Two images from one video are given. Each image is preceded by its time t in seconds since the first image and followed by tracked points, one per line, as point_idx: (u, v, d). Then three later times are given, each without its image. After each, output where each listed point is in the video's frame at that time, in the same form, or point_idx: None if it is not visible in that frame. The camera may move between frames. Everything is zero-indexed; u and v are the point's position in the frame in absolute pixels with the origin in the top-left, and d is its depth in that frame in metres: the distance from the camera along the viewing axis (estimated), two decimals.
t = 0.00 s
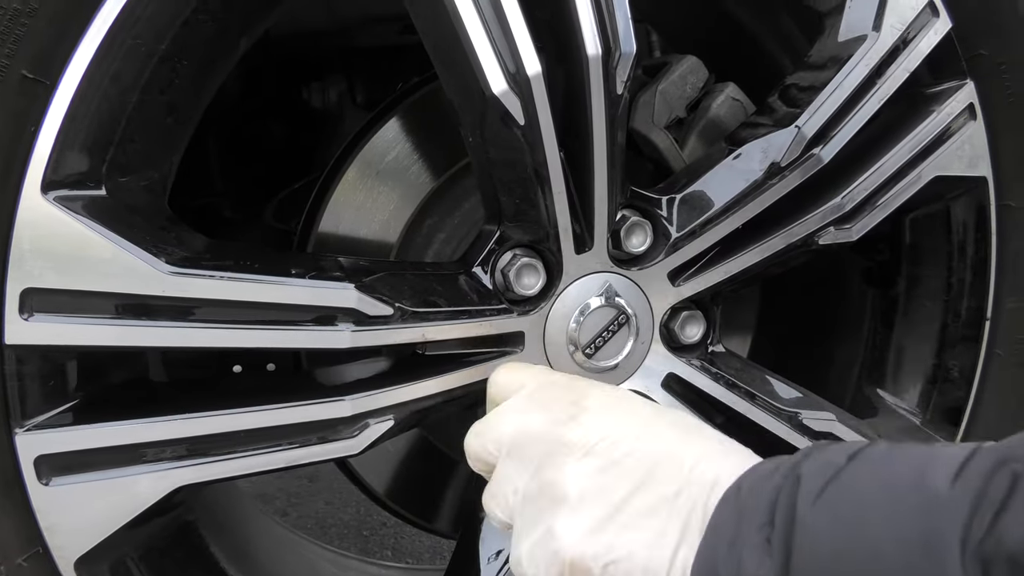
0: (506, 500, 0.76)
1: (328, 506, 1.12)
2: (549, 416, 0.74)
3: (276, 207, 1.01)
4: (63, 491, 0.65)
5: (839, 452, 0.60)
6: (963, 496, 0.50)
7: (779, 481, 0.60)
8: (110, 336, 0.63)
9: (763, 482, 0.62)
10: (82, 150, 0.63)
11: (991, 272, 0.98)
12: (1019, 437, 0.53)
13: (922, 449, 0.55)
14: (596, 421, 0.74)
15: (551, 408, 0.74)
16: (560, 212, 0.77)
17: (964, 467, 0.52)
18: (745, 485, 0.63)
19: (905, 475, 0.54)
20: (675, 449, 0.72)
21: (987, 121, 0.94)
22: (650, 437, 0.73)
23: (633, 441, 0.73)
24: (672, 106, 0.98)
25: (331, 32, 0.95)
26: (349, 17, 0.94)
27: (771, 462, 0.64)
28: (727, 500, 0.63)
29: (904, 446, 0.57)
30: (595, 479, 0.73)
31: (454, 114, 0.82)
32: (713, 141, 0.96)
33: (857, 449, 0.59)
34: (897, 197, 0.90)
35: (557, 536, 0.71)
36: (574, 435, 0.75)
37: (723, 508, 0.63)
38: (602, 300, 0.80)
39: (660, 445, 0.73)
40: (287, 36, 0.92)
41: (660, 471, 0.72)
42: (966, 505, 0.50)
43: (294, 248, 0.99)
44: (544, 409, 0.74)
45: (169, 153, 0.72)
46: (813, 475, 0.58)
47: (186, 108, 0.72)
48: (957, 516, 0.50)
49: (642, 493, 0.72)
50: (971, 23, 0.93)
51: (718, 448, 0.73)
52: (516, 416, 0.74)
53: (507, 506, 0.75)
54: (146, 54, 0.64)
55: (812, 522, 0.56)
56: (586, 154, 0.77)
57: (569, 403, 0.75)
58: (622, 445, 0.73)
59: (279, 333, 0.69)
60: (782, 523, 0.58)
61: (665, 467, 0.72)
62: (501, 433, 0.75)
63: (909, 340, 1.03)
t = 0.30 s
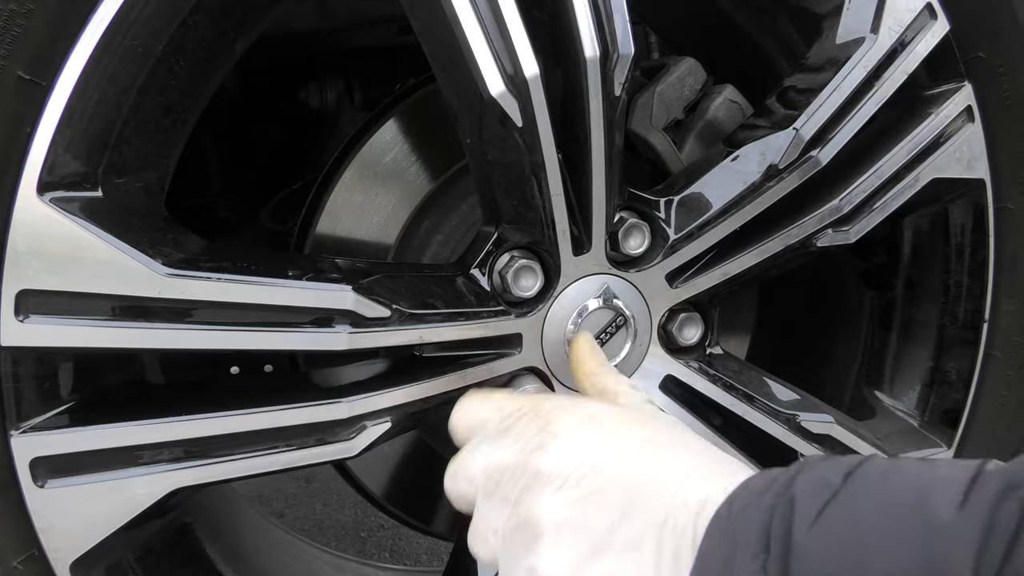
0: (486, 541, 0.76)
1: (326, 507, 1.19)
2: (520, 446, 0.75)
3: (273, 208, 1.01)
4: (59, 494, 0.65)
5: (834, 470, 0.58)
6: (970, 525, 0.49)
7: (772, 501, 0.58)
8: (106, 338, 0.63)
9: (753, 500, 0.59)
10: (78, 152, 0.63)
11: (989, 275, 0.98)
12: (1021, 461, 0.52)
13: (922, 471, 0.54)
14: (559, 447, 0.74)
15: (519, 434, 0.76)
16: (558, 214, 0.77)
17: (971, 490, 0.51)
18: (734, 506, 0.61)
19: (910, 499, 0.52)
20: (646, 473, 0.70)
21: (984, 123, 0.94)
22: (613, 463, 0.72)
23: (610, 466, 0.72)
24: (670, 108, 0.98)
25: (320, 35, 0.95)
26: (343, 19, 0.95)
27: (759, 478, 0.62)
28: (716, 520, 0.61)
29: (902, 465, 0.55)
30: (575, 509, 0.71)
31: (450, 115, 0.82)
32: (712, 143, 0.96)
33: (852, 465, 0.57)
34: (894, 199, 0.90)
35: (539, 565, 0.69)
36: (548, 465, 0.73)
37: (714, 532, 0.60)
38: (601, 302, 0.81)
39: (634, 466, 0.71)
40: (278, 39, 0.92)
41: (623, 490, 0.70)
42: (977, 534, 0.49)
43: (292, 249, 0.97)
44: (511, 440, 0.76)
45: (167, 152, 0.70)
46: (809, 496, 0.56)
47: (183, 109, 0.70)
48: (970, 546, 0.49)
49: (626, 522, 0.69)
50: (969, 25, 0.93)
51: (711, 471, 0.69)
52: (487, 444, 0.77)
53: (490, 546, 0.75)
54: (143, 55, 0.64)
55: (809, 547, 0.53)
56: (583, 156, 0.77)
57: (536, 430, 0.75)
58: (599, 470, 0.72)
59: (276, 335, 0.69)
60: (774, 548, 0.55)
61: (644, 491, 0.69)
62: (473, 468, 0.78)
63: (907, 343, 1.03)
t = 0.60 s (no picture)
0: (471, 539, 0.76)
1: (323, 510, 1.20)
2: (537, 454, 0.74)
3: (268, 209, 1.01)
4: (49, 497, 0.64)
5: (810, 439, 0.57)
6: (942, 495, 0.50)
7: (749, 473, 0.58)
8: (97, 340, 0.63)
9: (729, 470, 0.60)
10: (69, 152, 0.62)
11: (985, 275, 0.98)
12: (996, 426, 0.52)
13: (898, 437, 0.54)
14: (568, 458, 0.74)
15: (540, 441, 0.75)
16: (553, 215, 0.76)
17: (944, 460, 0.51)
18: (712, 476, 0.61)
19: (883, 466, 0.52)
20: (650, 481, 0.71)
21: (982, 124, 0.94)
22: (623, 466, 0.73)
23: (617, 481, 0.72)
24: (666, 108, 0.97)
25: (316, 36, 0.95)
26: (339, 21, 0.94)
27: (737, 448, 0.62)
28: (694, 493, 0.61)
29: (877, 430, 0.55)
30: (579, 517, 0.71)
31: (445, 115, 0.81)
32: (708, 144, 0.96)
33: (828, 435, 0.57)
34: (891, 200, 0.89)
35: None
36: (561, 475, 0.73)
37: (692, 504, 0.60)
38: (596, 304, 0.80)
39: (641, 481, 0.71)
40: (276, 40, 0.92)
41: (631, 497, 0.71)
42: (951, 504, 0.49)
43: (286, 251, 0.97)
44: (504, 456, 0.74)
45: (159, 155, 0.71)
46: (786, 467, 0.56)
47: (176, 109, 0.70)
48: (942, 515, 0.49)
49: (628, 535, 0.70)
50: (966, 25, 0.93)
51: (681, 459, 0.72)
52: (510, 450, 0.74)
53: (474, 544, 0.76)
54: (135, 55, 0.64)
55: (784, 519, 0.54)
56: (578, 156, 0.76)
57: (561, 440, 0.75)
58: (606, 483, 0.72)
59: (269, 337, 0.68)
60: (751, 520, 0.56)
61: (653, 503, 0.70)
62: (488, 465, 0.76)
63: (905, 344, 1.03)
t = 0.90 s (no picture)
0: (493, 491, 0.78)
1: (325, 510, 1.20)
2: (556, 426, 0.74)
3: (268, 208, 1.01)
4: (47, 496, 0.64)
5: (818, 438, 0.55)
6: (944, 490, 0.47)
7: (756, 469, 0.56)
8: (95, 337, 0.63)
9: (739, 467, 0.58)
10: (66, 150, 0.62)
11: (988, 273, 0.97)
12: (1002, 424, 0.50)
13: (902, 436, 0.52)
14: (580, 433, 0.73)
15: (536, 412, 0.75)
16: (553, 212, 0.76)
17: (947, 456, 0.49)
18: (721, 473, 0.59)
19: (888, 463, 0.50)
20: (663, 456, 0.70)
21: (984, 121, 0.93)
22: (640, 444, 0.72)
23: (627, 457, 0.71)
24: (667, 105, 0.97)
25: (316, 36, 0.95)
26: (340, 19, 0.94)
27: (745, 448, 0.60)
28: (704, 489, 0.59)
29: (884, 430, 0.53)
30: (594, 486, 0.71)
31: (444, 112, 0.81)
32: (708, 142, 0.95)
33: (835, 434, 0.55)
34: (892, 197, 0.89)
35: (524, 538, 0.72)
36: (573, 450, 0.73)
37: (701, 500, 0.58)
38: (597, 301, 0.80)
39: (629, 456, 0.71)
40: (273, 40, 0.92)
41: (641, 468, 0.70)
42: (954, 497, 0.47)
43: (285, 249, 0.97)
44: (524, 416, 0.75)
45: (157, 152, 0.70)
46: (793, 463, 0.54)
47: (173, 107, 0.69)
48: (945, 508, 0.47)
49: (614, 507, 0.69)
50: (968, 22, 0.92)
51: (695, 450, 0.71)
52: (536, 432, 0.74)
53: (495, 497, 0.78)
54: (132, 52, 0.63)
55: (790, 514, 0.52)
56: (578, 154, 0.76)
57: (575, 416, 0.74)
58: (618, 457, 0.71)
59: (269, 335, 0.68)
60: (757, 515, 0.54)
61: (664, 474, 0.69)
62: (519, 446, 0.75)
63: (908, 342, 1.02)
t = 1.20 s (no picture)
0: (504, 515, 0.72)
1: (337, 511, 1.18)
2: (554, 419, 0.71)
3: (278, 210, 1.01)
4: (61, 498, 0.64)
5: (835, 487, 0.53)
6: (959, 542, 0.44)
7: (770, 516, 0.54)
8: (107, 340, 0.63)
9: (753, 514, 0.56)
10: (79, 153, 0.62)
11: (1007, 273, 0.95)
12: None
13: (920, 485, 0.50)
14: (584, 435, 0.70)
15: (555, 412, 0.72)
16: (565, 214, 0.76)
17: (965, 505, 0.46)
18: (735, 519, 0.58)
19: (906, 512, 0.47)
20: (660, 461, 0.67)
21: (1002, 119, 0.92)
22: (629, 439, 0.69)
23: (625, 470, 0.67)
24: (679, 105, 0.96)
25: (329, 37, 0.96)
26: (351, 20, 0.95)
27: (764, 497, 0.58)
28: (716, 533, 0.58)
29: (904, 481, 0.51)
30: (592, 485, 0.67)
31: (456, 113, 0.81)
32: (721, 142, 0.94)
33: (854, 481, 0.53)
34: (909, 197, 0.88)
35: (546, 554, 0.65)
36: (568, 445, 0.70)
37: (714, 546, 0.56)
38: (609, 302, 0.79)
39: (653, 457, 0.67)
40: (284, 42, 0.93)
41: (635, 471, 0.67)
42: (972, 546, 0.44)
43: (296, 250, 0.97)
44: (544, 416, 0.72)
45: (169, 154, 0.70)
46: (807, 510, 0.52)
47: (184, 109, 0.70)
48: (962, 554, 0.44)
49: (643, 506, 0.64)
50: (986, 19, 0.91)
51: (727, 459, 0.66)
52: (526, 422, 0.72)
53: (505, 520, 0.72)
54: (143, 54, 0.63)
55: (804, 561, 0.49)
56: (590, 154, 0.75)
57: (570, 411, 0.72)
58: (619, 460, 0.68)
59: (280, 337, 0.68)
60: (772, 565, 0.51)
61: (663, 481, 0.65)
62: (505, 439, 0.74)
63: (924, 343, 1.01)
